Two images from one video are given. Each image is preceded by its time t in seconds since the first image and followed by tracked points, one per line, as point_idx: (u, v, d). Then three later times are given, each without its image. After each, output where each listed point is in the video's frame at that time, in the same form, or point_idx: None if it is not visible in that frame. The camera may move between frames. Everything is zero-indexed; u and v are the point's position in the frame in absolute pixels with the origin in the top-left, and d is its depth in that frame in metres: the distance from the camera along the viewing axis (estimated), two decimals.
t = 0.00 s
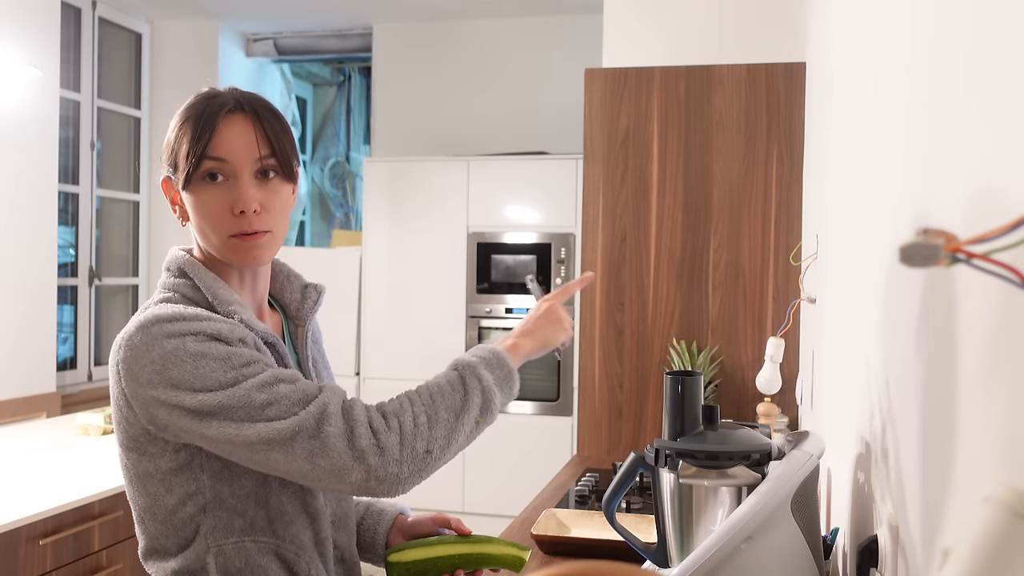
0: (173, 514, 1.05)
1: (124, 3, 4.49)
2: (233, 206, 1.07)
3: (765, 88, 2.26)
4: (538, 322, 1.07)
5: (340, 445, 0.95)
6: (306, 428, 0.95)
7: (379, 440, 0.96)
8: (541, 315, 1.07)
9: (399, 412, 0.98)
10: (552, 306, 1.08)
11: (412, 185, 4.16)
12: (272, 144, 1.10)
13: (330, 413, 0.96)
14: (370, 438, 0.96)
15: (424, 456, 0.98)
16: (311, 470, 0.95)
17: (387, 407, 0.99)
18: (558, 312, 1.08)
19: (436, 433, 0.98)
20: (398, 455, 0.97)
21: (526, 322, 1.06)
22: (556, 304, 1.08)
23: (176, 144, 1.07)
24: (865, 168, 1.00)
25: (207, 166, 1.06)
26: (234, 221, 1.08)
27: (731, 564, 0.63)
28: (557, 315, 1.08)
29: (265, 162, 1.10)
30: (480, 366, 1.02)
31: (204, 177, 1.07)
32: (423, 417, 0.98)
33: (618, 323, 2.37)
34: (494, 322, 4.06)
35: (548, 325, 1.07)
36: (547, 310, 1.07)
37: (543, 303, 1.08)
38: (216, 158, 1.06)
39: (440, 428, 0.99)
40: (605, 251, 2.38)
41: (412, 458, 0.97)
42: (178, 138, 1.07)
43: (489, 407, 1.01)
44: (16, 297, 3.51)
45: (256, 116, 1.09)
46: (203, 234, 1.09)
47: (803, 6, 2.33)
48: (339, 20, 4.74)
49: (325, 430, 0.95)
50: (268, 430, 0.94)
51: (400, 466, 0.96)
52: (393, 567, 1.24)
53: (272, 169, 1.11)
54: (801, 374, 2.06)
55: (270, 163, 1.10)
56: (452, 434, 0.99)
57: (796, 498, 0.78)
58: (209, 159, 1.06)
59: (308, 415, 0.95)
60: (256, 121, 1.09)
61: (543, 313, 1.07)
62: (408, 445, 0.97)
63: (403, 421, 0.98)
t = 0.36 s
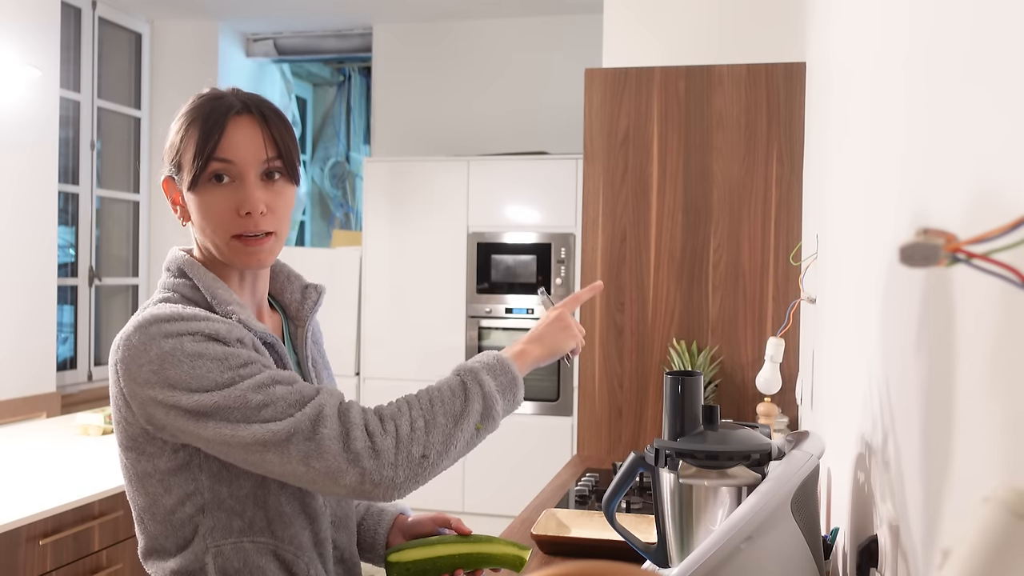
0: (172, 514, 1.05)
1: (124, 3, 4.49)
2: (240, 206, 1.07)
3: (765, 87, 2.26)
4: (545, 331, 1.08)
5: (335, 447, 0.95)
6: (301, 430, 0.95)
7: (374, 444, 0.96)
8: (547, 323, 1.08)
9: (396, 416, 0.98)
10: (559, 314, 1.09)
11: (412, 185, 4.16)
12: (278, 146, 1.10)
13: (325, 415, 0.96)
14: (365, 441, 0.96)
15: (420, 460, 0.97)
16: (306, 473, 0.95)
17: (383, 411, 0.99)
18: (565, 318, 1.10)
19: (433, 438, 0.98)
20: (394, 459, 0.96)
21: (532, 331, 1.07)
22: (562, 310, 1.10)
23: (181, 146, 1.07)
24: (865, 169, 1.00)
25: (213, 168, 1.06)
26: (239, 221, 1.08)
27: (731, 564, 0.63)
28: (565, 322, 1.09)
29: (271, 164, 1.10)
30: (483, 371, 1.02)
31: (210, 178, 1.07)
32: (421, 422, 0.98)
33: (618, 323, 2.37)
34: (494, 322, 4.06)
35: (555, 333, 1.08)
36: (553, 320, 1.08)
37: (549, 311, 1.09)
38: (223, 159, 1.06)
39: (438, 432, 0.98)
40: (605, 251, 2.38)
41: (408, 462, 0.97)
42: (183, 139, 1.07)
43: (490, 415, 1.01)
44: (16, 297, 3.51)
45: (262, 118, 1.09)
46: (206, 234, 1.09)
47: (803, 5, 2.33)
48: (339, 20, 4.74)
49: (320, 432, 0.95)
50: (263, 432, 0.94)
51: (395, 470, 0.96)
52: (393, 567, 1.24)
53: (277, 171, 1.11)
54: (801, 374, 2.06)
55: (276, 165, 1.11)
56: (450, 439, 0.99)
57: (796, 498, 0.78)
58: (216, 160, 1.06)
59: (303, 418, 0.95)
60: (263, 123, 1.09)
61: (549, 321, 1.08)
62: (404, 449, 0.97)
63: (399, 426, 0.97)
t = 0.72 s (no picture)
0: (171, 514, 1.05)
1: (124, 3, 4.49)
2: (241, 206, 1.07)
3: (765, 87, 2.26)
4: (547, 337, 1.09)
5: (331, 452, 0.95)
6: (298, 434, 0.95)
7: (370, 449, 0.96)
8: (550, 329, 1.09)
9: (394, 421, 0.98)
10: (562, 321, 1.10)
11: (412, 185, 4.16)
12: (280, 147, 1.11)
13: (322, 420, 0.96)
14: (361, 446, 0.96)
15: (415, 466, 0.97)
16: (302, 476, 0.95)
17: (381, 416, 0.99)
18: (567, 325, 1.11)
19: (429, 444, 0.98)
20: (389, 465, 0.97)
21: (534, 337, 1.08)
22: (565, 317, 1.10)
23: (183, 146, 1.07)
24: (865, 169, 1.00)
25: (216, 168, 1.06)
26: (241, 221, 1.07)
27: (731, 564, 0.63)
28: (566, 330, 1.10)
29: (273, 164, 1.10)
30: (481, 378, 1.02)
31: (213, 179, 1.07)
32: (417, 427, 0.98)
33: (618, 323, 2.37)
34: (494, 322, 4.06)
35: (556, 341, 1.09)
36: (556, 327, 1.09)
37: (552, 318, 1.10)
38: (225, 160, 1.06)
39: (434, 438, 0.98)
40: (605, 250, 2.38)
41: (403, 467, 0.97)
42: (185, 140, 1.07)
43: (489, 420, 1.01)
44: (16, 297, 3.51)
45: (264, 118, 1.09)
46: (207, 233, 1.09)
47: (803, 5, 2.33)
48: (339, 20, 4.74)
49: (317, 437, 0.95)
50: (260, 436, 0.94)
51: (391, 476, 0.96)
52: (394, 566, 1.25)
53: (278, 171, 1.11)
54: (801, 374, 2.06)
55: (278, 165, 1.10)
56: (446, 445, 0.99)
57: (796, 499, 0.78)
58: (218, 160, 1.06)
59: (300, 422, 0.95)
60: (265, 124, 1.09)
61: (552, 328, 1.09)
62: (400, 454, 0.97)
63: (396, 431, 0.98)
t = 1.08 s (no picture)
0: (164, 512, 1.06)
1: (124, 3, 4.49)
2: (236, 209, 1.07)
3: (765, 87, 2.26)
4: (519, 363, 1.05)
5: (303, 488, 0.92)
6: (274, 465, 0.92)
7: (338, 489, 0.93)
8: (524, 355, 1.05)
9: (365, 460, 0.95)
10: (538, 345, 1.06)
11: (412, 185, 4.16)
12: (275, 148, 1.10)
13: (299, 453, 0.93)
14: (331, 486, 0.93)
15: (384, 508, 0.95)
16: (275, 505, 0.93)
17: (356, 451, 0.96)
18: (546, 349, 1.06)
19: (400, 486, 0.96)
20: (357, 505, 0.94)
21: (506, 365, 1.04)
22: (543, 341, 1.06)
23: (178, 149, 1.07)
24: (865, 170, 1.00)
25: (209, 171, 1.06)
26: (235, 223, 1.07)
27: (731, 564, 0.63)
28: (544, 356, 1.06)
29: (267, 166, 1.09)
30: (452, 413, 0.99)
31: (207, 182, 1.07)
32: (388, 469, 0.95)
33: (618, 323, 2.37)
34: (494, 322, 4.06)
35: (531, 366, 1.05)
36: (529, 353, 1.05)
37: (528, 343, 1.06)
38: (219, 163, 1.06)
39: (405, 478, 0.96)
40: (605, 250, 2.38)
41: (372, 509, 0.95)
42: (179, 143, 1.07)
43: (460, 456, 0.99)
44: (15, 297, 3.51)
45: (258, 120, 1.09)
46: (203, 236, 1.09)
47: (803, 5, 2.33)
48: (339, 20, 4.74)
49: (291, 469, 0.92)
50: (236, 461, 0.92)
51: (358, 516, 0.94)
52: (377, 564, 1.23)
53: (273, 173, 1.11)
54: (802, 374, 2.05)
55: (273, 168, 1.10)
56: (417, 485, 0.97)
57: (796, 499, 0.78)
58: (212, 164, 1.06)
59: (278, 452, 0.92)
60: (259, 126, 1.09)
61: (525, 354, 1.05)
62: (368, 497, 0.94)
63: (366, 471, 0.95)
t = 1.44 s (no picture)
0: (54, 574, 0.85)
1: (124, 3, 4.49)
2: (136, 215, 0.84)
3: (765, 87, 2.26)
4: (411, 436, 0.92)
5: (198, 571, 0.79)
6: (169, 539, 0.79)
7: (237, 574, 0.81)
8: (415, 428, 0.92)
9: (270, 538, 0.83)
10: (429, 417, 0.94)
11: (412, 185, 4.16)
12: (182, 149, 0.88)
13: (200, 529, 0.80)
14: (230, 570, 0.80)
15: None
16: None
17: (260, 528, 0.83)
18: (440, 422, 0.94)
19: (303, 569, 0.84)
20: None
21: (395, 438, 0.92)
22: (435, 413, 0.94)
23: (61, 145, 0.83)
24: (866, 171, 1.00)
25: (105, 172, 0.83)
26: (135, 232, 0.84)
27: (729, 566, 0.63)
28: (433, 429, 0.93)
29: (170, 167, 0.87)
30: (358, 488, 0.87)
31: (101, 184, 0.83)
32: (293, 548, 0.83)
33: (618, 323, 2.37)
34: (494, 322, 4.05)
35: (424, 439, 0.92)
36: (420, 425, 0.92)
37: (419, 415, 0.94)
38: (118, 161, 0.84)
39: (308, 560, 0.84)
40: (605, 251, 2.37)
41: None
42: (63, 138, 0.83)
43: (364, 532, 0.88)
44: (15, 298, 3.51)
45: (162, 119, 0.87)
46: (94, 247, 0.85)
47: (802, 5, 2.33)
48: (339, 19, 4.73)
49: (188, 548, 0.79)
50: (130, 531, 0.78)
51: None
52: None
53: (178, 176, 0.88)
54: (801, 374, 2.06)
55: (175, 169, 0.87)
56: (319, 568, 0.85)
57: (796, 499, 0.78)
58: (110, 163, 0.83)
59: (175, 525, 0.79)
60: (165, 124, 0.87)
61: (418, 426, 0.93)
62: None
63: (270, 551, 0.82)
